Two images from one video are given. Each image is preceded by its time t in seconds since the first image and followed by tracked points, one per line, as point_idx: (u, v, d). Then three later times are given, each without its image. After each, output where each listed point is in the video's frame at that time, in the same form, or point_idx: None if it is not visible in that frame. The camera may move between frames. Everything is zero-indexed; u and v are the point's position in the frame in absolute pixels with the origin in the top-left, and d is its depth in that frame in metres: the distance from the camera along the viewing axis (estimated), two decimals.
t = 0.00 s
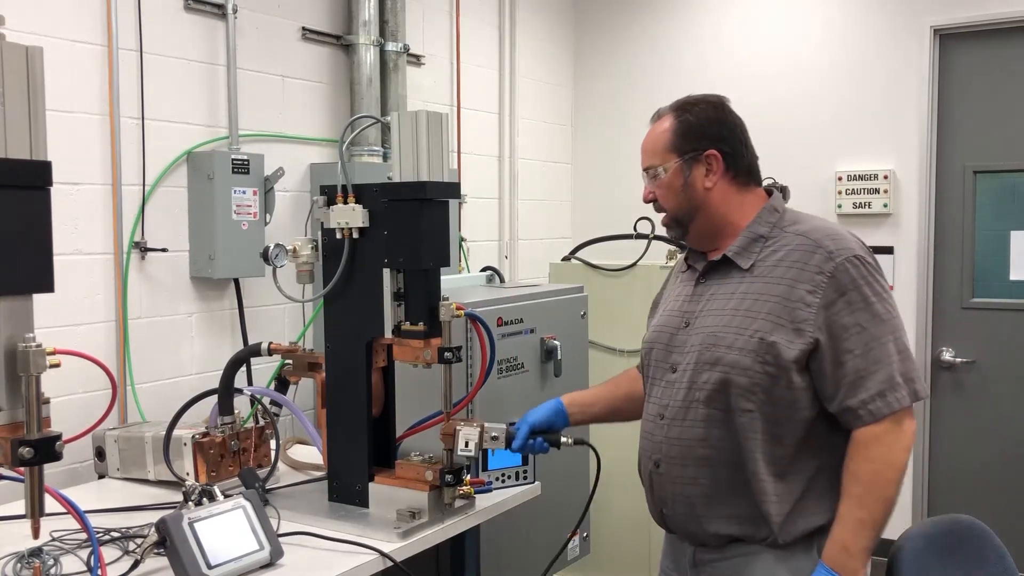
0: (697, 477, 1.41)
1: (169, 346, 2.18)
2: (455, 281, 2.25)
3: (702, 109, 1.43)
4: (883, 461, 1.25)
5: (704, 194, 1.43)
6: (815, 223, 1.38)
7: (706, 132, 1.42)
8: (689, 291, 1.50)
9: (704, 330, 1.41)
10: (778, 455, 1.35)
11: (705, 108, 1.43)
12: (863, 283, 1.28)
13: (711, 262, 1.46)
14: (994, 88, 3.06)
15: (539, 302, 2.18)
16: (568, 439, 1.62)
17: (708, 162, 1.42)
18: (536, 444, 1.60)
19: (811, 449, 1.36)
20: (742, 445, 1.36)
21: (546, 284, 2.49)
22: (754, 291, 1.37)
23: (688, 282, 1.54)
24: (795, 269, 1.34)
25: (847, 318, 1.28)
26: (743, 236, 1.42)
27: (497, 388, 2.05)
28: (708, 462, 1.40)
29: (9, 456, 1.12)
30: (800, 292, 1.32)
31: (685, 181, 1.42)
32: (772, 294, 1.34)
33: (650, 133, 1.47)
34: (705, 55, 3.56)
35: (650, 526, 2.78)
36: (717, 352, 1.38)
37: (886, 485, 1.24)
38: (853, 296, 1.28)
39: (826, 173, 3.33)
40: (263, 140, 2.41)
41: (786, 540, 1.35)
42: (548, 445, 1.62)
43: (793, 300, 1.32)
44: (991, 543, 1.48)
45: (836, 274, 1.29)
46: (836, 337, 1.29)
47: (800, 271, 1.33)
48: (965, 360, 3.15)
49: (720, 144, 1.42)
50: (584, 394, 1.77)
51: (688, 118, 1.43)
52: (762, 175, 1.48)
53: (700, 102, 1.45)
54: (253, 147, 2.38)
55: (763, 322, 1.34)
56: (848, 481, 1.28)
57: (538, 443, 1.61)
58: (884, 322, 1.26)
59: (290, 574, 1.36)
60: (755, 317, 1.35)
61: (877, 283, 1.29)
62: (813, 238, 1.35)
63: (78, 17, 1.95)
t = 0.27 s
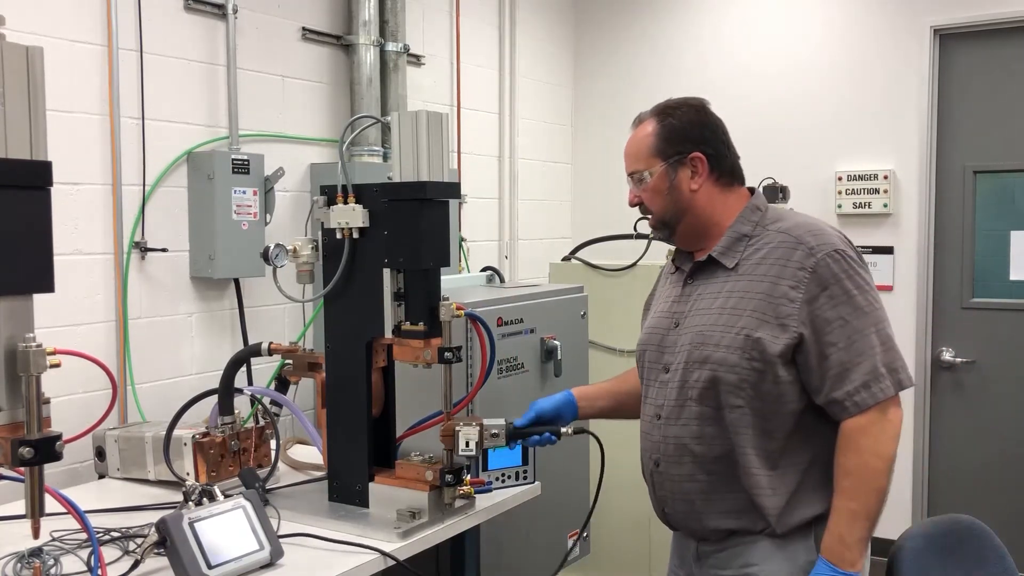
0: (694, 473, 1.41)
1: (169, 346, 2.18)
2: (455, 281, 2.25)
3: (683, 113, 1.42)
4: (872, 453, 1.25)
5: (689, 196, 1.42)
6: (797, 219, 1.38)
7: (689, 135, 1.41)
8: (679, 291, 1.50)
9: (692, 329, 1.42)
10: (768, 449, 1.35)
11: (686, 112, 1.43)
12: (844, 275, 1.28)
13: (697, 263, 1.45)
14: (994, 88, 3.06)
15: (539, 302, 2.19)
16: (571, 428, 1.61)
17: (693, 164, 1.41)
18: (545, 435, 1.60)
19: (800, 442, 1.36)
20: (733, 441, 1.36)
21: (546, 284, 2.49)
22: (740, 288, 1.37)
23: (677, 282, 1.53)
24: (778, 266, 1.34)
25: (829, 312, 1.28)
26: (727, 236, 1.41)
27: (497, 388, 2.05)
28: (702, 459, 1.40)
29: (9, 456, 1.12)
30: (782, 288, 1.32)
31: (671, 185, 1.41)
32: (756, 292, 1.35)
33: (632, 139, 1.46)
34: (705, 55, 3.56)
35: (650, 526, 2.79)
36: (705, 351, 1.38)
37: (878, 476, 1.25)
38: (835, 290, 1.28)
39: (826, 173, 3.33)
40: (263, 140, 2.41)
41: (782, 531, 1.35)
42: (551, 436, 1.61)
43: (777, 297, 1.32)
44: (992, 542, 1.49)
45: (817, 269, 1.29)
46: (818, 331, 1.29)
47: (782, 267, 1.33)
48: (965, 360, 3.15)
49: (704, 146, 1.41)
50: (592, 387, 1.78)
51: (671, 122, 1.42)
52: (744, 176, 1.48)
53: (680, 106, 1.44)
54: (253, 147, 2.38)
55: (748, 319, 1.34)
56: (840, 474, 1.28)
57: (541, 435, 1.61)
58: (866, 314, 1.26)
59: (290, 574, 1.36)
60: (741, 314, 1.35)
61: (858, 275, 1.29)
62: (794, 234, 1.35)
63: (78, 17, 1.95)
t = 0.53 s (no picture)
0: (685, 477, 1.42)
1: (168, 346, 2.18)
2: (455, 281, 2.25)
3: (673, 120, 1.40)
4: (853, 469, 1.23)
5: (687, 204, 1.40)
6: (794, 224, 1.35)
7: (681, 143, 1.39)
8: (676, 293, 1.50)
9: (682, 333, 1.42)
10: (750, 456, 1.35)
11: (677, 118, 1.40)
12: (832, 287, 1.26)
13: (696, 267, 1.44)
14: (994, 88, 3.06)
15: (539, 302, 2.19)
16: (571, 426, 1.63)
17: (688, 171, 1.39)
18: (548, 434, 1.61)
19: (786, 451, 1.35)
20: (716, 448, 1.37)
21: (546, 284, 2.49)
22: (728, 295, 1.37)
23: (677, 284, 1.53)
24: (767, 274, 1.33)
25: (814, 323, 1.26)
26: (722, 241, 1.40)
27: (497, 388, 2.05)
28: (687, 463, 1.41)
29: (9, 455, 1.12)
30: (769, 297, 1.31)
31: (666, 194, 1.40)
32: (743, 299, 1.34)
33: (626, 150, 1.44)
34: (705, 55, 3.56)
35: (650, 525, 2.79)
36: (692, 356, 1.38)
37: (856, 493, 1.22)
38: (822, 301, 1.26)
39: (826, 173, 3.33)
40: (263, 140, 2.41)
41: (759, 541, 1.35)
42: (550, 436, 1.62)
43: (763, 305, 1.31)
44: (992, 543, 1.49)
45: (805, 278, 1.28)
46: (803, 342, 1.27)
47: (772, 275, 1.32)
48: (965, 360, 3.15)
49: (697, 151, 1.39)
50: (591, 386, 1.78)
51: (661, 130, 1.40)
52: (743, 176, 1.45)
53: (670, 112, 1.42)
54: (253, 147, 2.38)
55: (734, 327, 1.34)
56: (824, 491, 1.26)
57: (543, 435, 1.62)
58: (852, 327, 1.24)
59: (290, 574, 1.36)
60: (728, 322, 1.35)
61: (849, 286, 1.26)
62: (786, 242, 1.33)
63: (78, 17, 1.95)
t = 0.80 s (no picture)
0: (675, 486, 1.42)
1: (168, 346, 2.18)
2: (455, 281, 2.25)
3: (660, 128, 1.35)
4: (801, 502, 1.17)
5: (682, 214, 1.37)
6: (787, 241, 1.29)
7: (671, 152, 1.34)
8: (677, 297, 1.48)
9: (673, 345, 1.41)
10: (729, 478, 1.34)
11: (665, 125, 1.36)
12: (802, 315, 1.20)
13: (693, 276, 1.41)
14: (994, 88, 3.06)
15: (539, 302, 2.19)
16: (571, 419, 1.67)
17: (681, 180, 1.35)
18: (549, 429, 1.64)
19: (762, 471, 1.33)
20: (695, 464, 1.37)
21: (546, 284, 2.49)
22: (712, 313, 1.34)
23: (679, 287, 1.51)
24: (749, 294, 1.28)
25: (782, 352, 1.21)
26: (716, 251, 1.36)
27: (497, 388, 2.05)
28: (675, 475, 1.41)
29: (9, 455, 1.12)
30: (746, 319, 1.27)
31: (660, 205, 1.36)
32: (724, 318, 1.31)
33: (617, 162, 1.41)
34: (705, 55, 3.56)
35: (649, 525, 2.78)
36: (678, 370, 1.37)
37: (802, 527, 1.17)
38: (793, 329, 1.20)
39: (826, 173, 3.33)
40: (263, 140, 2.41)
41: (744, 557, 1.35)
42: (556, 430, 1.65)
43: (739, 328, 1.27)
44: (991, 542, 1.49)
45: (780, 304, 1.22)
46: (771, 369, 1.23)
47: (753, 296, 1.28)
48: (966, 360, 3.15)
49: (689, 158, 1.34)
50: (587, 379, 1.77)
51: (649, 140, 1.36)
52: (740, 179, 1.40)
53: (657, 118, 1.37)
54: (253, 147, 2.38)
55: (714, 346, 1.31)
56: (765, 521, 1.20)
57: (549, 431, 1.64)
58: (821, 359, 1.18)
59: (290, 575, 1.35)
60: (710, 340, 1.32)
61: (824, 314, 1.19)
62: (771, 261, 1.27)
63: (78, 17, 1.95)
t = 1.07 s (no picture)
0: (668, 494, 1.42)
1: (168, 346, 2.18)
2: (455, 281, 2.25)
3: (646, 136, 1.29)
4: (752, 532, 1.14)
5: (671, 224, 1.32)
6: (772, 258, 1.23)
7: (658, 161, 1.28)
8: (676, 302, 1.46)
9: (667, 356, 1.39)
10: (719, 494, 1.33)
11: (652, 132, 1.29)
12: (770, 339, 1.15)
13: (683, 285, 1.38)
14: (994, 88, 3.06)
15: (539, 301, 2.18)
16: (571, 415, 1.68)
17: (670, 190, 1.29)
18: (549, 428, 1.67)
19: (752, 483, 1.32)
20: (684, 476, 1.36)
21: (546, 284, 2.49)
22: (698, 327, 1.31)
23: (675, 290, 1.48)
24: (728, 314, 1.25)
25: (747, 376, 1.17)
26: (703, 265, 1.33)
27: (497, 388, 2.05)
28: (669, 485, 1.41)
29: (9, 456, 1.12)
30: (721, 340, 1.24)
31: (649, 216, 1.32)
32: (705, 336, 1.28)
33: (606, 169, 1.36)
34: (705, 55, 3.56)
35: (649, 525, 2.78)
36: (667, 384, 1.36)
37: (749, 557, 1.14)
38: (760, 353, 1.16)
39: (826, 173, 3.33)
40: (263, 141, 2.41)
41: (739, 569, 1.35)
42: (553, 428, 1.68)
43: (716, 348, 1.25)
44: (991, 541, 1.48)
45: (751, 327, 1.18)
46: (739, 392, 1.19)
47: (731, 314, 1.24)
48: (966, 360, 3.15)
49: (677, 167, 1.28)
50: (582, 375, 1.76)
51: (635, 148, 1.30)
52: (732, 185, 1.35)
53: (644, 124, 1.31)
54: (253, 147, 2.38)
55: (695, 365, 1.29)
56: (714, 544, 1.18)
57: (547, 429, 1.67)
58: (783, 386, 1.14)
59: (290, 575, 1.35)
60: (693, 358, 1.30)
61: (792, 340, 1.14)
62: (750, 280, 1.22)
63: (78, 17, 1.95)
